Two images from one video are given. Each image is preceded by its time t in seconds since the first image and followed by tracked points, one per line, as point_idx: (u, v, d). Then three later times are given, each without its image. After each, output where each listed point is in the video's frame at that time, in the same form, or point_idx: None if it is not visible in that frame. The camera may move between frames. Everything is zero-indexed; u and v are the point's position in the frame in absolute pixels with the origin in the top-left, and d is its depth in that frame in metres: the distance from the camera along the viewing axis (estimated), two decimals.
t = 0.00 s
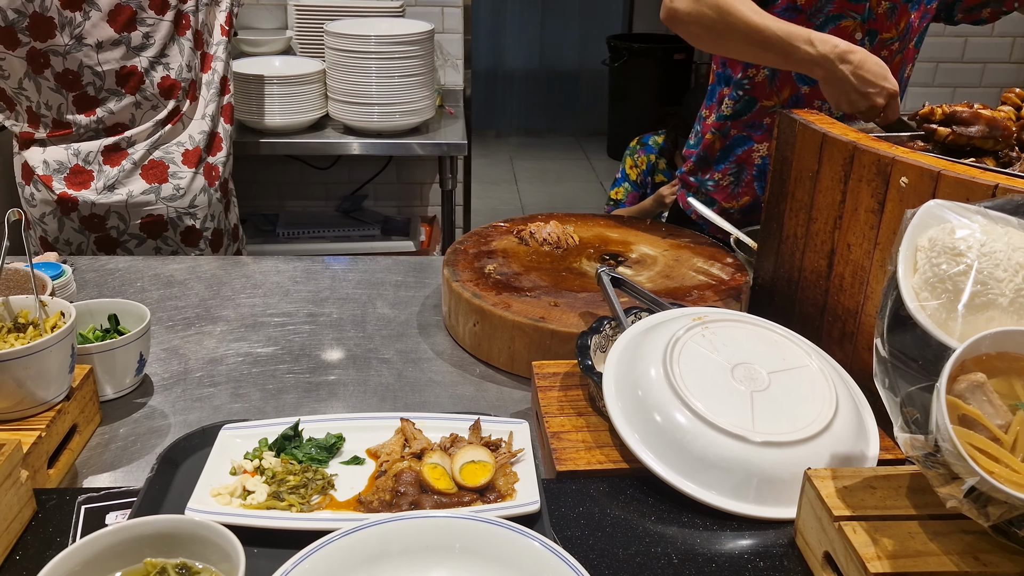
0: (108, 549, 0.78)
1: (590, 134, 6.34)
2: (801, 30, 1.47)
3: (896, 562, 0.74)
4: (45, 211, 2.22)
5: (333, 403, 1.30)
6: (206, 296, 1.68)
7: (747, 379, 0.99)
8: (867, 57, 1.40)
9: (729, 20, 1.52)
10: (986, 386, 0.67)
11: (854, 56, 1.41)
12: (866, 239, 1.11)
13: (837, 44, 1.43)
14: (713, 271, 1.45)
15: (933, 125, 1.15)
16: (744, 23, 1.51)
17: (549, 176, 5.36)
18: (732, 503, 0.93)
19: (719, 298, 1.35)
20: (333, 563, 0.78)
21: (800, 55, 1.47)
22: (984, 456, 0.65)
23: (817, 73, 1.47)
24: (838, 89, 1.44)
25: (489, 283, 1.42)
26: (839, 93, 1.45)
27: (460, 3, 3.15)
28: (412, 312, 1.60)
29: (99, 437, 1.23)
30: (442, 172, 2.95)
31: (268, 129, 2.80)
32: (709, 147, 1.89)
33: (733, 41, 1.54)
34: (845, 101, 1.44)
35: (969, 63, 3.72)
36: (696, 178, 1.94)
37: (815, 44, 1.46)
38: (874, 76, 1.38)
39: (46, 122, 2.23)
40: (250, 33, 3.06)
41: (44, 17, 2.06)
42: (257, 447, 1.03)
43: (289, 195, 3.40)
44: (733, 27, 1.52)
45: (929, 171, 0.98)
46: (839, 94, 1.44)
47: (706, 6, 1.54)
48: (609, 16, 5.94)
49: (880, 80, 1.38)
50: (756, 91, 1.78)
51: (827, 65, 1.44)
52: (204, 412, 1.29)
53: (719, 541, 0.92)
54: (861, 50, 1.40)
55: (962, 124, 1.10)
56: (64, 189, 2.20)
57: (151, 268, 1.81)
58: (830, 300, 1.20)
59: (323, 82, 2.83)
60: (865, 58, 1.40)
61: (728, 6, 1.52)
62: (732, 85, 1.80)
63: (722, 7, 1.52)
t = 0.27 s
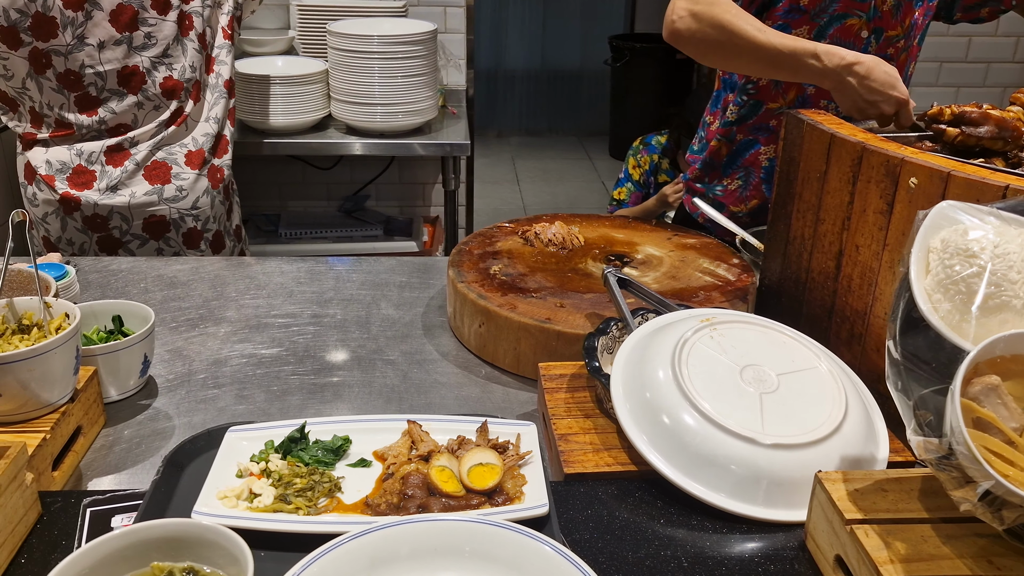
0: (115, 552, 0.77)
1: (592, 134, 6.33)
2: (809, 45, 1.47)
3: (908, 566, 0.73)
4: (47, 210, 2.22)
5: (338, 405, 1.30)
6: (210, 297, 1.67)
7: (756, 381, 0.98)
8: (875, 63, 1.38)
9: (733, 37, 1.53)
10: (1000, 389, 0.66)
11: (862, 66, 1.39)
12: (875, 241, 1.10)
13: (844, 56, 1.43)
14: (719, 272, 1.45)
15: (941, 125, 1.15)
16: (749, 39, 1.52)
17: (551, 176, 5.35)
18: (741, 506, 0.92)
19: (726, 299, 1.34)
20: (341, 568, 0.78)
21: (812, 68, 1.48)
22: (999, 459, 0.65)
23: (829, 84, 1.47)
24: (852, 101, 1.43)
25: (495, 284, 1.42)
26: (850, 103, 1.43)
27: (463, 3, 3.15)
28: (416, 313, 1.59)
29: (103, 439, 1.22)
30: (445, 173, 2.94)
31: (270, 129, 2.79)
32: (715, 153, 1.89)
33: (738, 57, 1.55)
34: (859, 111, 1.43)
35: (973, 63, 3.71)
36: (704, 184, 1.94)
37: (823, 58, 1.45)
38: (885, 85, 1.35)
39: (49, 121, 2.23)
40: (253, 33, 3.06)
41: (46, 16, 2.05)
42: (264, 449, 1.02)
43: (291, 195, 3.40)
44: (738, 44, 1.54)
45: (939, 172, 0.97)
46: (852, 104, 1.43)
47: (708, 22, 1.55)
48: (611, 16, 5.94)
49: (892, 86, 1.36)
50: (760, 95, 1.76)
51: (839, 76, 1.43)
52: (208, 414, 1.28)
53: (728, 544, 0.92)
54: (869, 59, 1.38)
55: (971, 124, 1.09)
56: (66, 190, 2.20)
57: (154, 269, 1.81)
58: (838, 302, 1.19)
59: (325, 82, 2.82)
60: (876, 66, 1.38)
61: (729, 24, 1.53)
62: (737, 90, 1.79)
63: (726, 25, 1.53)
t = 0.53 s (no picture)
0: (114, 561, 0.76)
1: (592, 135, 6.32)
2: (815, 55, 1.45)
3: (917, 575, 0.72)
4: (43, 211, 2.24)
5: (339, 409, 1.29)
6: (209, 300, 1.66)
7: (761, 386, 0.97)
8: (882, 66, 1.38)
9: (735, 52, 1.51)
10: (1011, 396, 0.65)
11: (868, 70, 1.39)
12: (880, 243, 1.09)
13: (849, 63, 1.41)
14: (722, 274, 1.44)
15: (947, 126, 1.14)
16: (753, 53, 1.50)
17: (552, 177, 5.34)
18: (746, 512, 0.91)
19: (730, 302, 1.33)
20: None
21: (818, 75, 1.47)
22: (1010, 467, 0.64)
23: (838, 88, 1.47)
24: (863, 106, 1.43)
25: (497, 287, 1.41)
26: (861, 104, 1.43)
27: (464, 4, 3.14)
28: (417, 315, 1.58)
29: (102, 444, 1.21)
30: (445, 174, 2.93)
31: (270, 129, 2.78)
32: (719, 159, 1.88)
33: (743, 72, 1.54)
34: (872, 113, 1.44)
35: (975, 64, 3.70)
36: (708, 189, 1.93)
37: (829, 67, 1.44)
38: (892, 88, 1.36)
39: (45, 120, 2.21)
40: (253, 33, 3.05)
41: (44, 16, 2.02)
42: (264, 454, 1.01)
43: (291, 196, 3.39)
44: (741, 59, 1.52)
45: (946, 174, 0.96)
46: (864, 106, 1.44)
47: (708, 37, 1.54)
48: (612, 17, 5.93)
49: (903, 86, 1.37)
50: (764, 98, 1.74)
51: (847, 82, 1.43)
52: (208, 418, 1.27)
53: (733, 551, 0.91)
54: (875, 63, 1.38)
55: (978, 126, 1.08)
56: (62, 190, 2.21)
57: (153, 271, 1.80)
58: (843, 305, 1.18)
59: (326, 83, 2.81)
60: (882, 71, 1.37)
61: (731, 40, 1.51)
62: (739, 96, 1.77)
63: (728, 39, 1.51)
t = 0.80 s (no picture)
0: (105, 569, 0.76)
1: (592, 135, 6.31)
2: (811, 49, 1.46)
3: None
4: (35, 211, 2.24)
5: (334, 413, 1.28)
6: (205, 302, 1.66)
7: (758, 390, 0.97)
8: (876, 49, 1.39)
9: (729, 52, 1.51)
10: (1010, 402, 0.64)
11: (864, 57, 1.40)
12: (879, 245, 1.08)
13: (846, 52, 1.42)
14: (720, 277, 1.43)
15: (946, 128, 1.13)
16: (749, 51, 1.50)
17: (550, 177, 5.33)
18: (743, 518, 0.90)
19: (727, 304, 1.32)
20: None
21: (817, 65, 1.47)
22: (1008, 474, 0.63)
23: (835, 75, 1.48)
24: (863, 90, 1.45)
25: (493, 289, 1.40)
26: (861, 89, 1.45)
27: (462, 5, 3.13)
28: (413, 318, 1.57)
29: (95, 449, 1.21)
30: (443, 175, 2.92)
31: (267, 130, 2.77)
32: (720, 164, 1.87)
33: (740, 71, 1.54)
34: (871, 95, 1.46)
35: (975, 64, 3.69)
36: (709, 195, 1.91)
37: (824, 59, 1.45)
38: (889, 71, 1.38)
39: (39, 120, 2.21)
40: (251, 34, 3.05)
41: (37, 17, 2.02)
42: (257, 460, 1.00)
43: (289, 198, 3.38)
44: (736, 59, 1.52)
45: (945, 176, 0.95)
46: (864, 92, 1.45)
47: (701, 40, 1.55)
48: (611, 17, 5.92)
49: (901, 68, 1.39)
50: (764, 99, 1.75)
51: (842, 70, 1.45)
52: (202, 422, 1.26)
53: (729, 557, 0.90)
54: (869, 47, 1.40)
55: (977, 128, 1.08)
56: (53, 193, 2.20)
57: (149, 273, 1.79)
58: (841, 307, 1.17)
59: (323, 84, 2.80)
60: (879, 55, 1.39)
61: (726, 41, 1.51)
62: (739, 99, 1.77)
63: (720, 40, 1.52)
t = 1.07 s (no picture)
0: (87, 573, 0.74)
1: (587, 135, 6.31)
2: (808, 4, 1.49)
3: None
4: (26, 212, 2.23)
5: (325, 414, 1.27)
6: (196, 303, 1.64)
7: (750, 391, 0.96)
8: None
9: (724, 21, 1.55)
10: (1002, 403, 0.63)
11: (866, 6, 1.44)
12: (872, 244, 1.07)
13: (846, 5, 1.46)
14: (713, 276, 1.42)
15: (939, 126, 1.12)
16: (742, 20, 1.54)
17: (546, 177, 5.32)
18: (734, 520, 0.90)
19: (720, 304, 1.32)
20: None
21: (811, 24, 1.50)
22: (1001, 476, 0.62)
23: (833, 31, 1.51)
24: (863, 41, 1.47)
25: (485, 289, 1.39)
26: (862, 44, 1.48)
27: (457, 4, 3.12)
28: (405, 318, 1.56)
29: (83, 451, 1.19)
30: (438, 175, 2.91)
31: (266, 131, 2.76)
32: (710, 158, 1.87)
33: (733, 40, 1.58)
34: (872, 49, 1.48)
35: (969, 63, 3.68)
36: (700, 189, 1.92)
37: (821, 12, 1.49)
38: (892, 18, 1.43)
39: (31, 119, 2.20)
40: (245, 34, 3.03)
41: (29, 16, 2.01)
42: (244, 462, 0.99)
43: (283, 198, 3.37)
44: (729, 27, 1.56)
45: (939, 175, 0.95)
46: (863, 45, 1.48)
47: (689, 13, 1.59)
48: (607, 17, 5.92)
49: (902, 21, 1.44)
50: (753, 93, 1.76)
51: (840, 23, 1.48)
52: (192, 424, 1.25)
53: (721, 559, 0.89)
54: None
55: (970, 126, 1.07)
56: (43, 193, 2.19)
57: (140, 273, 1.78)
58: (835, 307, 1.17)
59: (317, 83, 2.79)
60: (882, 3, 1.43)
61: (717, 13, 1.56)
62: (729, 92, 1.78)
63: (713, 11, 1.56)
